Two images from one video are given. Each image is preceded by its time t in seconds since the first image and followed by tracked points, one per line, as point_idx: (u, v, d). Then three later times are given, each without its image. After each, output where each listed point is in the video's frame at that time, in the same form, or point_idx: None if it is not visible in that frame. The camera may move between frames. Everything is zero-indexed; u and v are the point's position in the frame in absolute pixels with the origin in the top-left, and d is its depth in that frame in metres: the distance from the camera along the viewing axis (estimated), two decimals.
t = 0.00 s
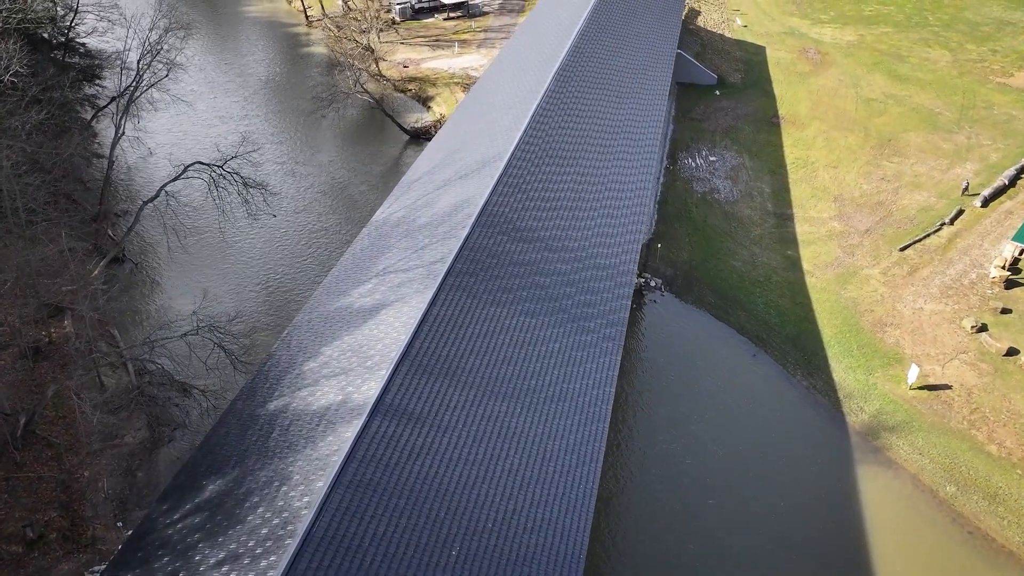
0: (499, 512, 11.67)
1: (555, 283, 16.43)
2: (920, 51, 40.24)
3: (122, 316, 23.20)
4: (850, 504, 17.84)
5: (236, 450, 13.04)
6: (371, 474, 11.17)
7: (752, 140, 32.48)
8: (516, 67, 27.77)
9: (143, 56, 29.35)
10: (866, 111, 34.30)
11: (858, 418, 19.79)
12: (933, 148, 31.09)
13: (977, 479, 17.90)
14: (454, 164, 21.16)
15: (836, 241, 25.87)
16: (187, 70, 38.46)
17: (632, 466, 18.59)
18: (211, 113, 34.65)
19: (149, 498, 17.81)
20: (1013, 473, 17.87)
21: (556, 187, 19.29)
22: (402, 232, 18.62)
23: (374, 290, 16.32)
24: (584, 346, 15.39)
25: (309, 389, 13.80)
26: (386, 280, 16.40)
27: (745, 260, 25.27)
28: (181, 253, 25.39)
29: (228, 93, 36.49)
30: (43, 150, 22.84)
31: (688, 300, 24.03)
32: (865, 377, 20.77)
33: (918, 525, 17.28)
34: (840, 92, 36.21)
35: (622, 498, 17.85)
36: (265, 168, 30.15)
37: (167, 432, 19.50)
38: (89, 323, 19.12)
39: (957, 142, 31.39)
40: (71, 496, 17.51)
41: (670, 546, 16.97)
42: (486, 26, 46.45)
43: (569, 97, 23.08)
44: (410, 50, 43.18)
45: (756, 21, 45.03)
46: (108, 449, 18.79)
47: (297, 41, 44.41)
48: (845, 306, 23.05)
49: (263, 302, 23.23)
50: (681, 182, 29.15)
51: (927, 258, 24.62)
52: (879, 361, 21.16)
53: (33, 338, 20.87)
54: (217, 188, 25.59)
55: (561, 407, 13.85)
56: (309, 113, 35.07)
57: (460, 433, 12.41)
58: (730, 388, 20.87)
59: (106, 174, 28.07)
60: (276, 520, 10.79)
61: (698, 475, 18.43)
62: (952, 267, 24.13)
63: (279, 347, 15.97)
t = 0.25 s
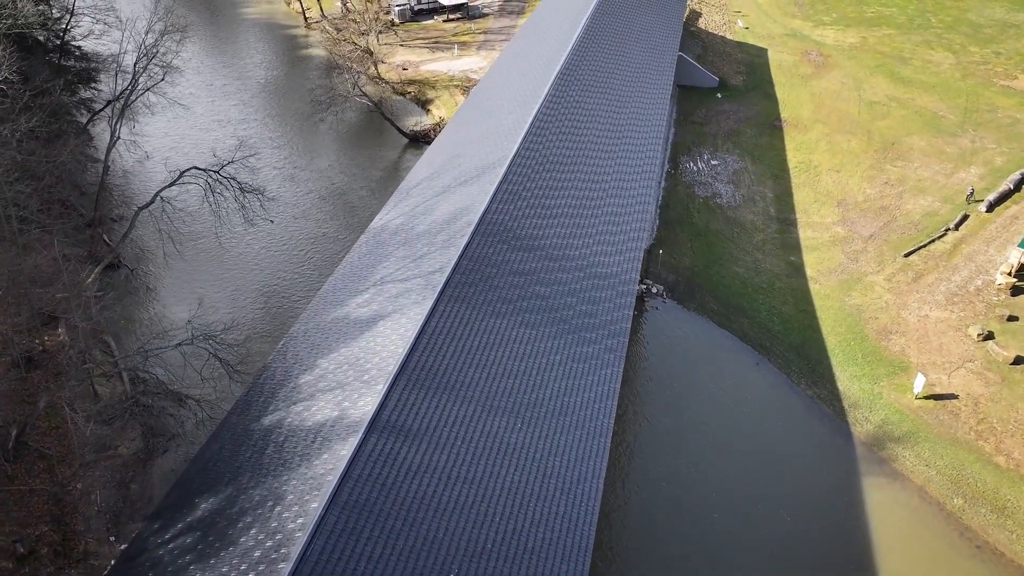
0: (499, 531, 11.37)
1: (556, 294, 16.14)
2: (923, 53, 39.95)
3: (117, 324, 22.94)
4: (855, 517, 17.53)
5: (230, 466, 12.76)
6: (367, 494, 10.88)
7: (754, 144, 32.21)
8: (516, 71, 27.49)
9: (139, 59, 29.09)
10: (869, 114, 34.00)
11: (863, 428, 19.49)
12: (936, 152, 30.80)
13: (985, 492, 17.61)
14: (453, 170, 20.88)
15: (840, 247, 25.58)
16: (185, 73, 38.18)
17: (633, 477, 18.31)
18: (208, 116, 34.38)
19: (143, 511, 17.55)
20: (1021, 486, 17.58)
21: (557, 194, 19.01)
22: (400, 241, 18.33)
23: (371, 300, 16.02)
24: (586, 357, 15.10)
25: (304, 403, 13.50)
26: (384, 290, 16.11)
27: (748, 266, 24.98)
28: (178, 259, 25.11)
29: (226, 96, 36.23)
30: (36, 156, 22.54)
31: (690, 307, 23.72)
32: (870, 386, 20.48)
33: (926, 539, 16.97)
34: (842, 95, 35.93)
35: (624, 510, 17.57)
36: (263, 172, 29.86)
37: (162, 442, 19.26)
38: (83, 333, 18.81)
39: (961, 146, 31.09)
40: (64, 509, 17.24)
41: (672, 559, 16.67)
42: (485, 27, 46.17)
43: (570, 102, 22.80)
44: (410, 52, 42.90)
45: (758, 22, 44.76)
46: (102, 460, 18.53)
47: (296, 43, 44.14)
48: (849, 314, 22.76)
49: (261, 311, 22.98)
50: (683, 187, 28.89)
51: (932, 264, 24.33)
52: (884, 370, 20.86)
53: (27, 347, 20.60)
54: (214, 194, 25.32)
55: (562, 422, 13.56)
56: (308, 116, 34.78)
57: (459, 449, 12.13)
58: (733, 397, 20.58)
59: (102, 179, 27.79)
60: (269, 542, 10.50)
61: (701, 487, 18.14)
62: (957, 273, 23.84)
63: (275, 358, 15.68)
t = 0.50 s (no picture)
0: (498, 553, 11.08)
1: (555, 304, 15.85)
2: (925, 55, 39.66)
3: (111, 332, 22.66)
4: (860, 530, 17.24)
5: (223, 483, 12.49)
6: (363, 516, 10.59)
7: (756, 147, 31.95)
8: (515, 74, 27.21)
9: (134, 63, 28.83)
10: (871, 117, 33.72)
11: (868, 438, 19.21)
12: (940, 155, 30.52)
13: (992, 504, 17.33)
14: (452, 177, 20.61)
15: (843, 253, 25.31)
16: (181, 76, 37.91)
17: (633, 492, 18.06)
18: (205, 119, 34.12)
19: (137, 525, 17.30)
20: None
21: (557, 201, 18.72)
22: (398, 249, 18.06)
23: (368, 311, 15.75)
24: (587, 370, 14.81)
25: (299, 419, 13.21)
26: (381, 301, 15.84)
27: (750, 272, 24.70)
28: (173, 267, 24.86)
29: (223, 99, 35.97)
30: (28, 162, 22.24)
31: (692, 314, 23.43)
32: (875, 395, 20.20)
33: (932, 553, 16.67)
34: (844, 97, 35.64)
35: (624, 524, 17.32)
36: (259, 177, 29.58)
37: (156, 454, 19.01)
38: (75, 343, 18.52)
39: (965, 150, 30.80)
40: (55, 523, 16.95)
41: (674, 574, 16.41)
42: (484, 29, 45.89)
43: (570, 107, 22.51)
44: (408, 54, 42.63)
45: (759, 24, 44.50)
46: (94, 472, 18.27)
47: (294, 45, 43.86)
48: (853, 321, 22.47)
49: (255, 320, 22.73)
50: (684, 191, 28.65)
51: (937, 270, 24.05)
52: (889, 378, 20.58)
53: (18, 356, 20.32)
54: (209, 200, 25.07)
55: (563, 437, 13.27)
56: (305, 120, 34.49)
57: (456, 467, 11.84)
58: (736, 407, 20.30)
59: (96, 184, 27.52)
60: (262, 566, 10.22)
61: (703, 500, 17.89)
62: (962, 280, 23.55)
63: (271, 370, 15.41)
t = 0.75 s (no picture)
0: None
1: (555, 315, 15.57)
2: (926, 57, 39.39)
3: (104, 342, 22.35)
4: (865, 543, 16.94)
5: (215, 502, 12.19)
6: (357, 538, 10.31)
7: (756, 151, 31.67)
8: (514, 78, 26.93)
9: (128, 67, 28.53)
10: (872, 120, 33.45)
11: (872, 449, 18.93)
12: (942, 159, 30.24)
13: (999, 517, 17.05)
14: (449, 184, 20.36)
15: (845, 259, 25.04)
16: (177, 80, 37.60)
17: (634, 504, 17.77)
18: (200, 123, 33.82)
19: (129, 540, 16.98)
20: None
21: (557, 208, 18.43)
22: (395, 258, 17.78)
23: (363, 322, 15.47)
24: (587, 383, 14.51)
25: (293, 435, 12.91)
26: (377, 312, 15.56)
27: (751, 278, 24.43)
28: (167, 274, 24.59)
29: (219, 102, 35.67)
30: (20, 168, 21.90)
31: (693, 321, 23.16)
32: (878, 404, 19.93)
33: (938, 566, 16.37)
34: (845, 100, 35.37)
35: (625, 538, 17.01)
36: (255, 182, 29.25)
37: (148, 466, 18.71)
38: (65, 354, 18.19)
39: (967, 153, 30.53)
40: (45, 539, 16.63)
41: None
42: (483, 31, 45.60)
43: (569, 111, 22.21)
44: (406, 56, 42.32)
45: (759, 26, 44.24)
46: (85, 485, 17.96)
47: (290, 47, 43.54)
48: (856, 328, 22.19)
49: (248, 330, 22.46)
50: (684, 196, 28.42)
51: (940, 276, 23.78)
52: (893, 387, 20.31)
53: (9, 367, 20.00)
54: (204, 206, 24.78)
55: (563, 453, 12.98)
56: (302, 123, 34.18)
57: (454, 487, 11.57)
58: (738, 417, 20.03)
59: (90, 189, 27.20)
60: None
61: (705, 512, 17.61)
62: (966, 286, 23.28)
63: (265, 383, 15.12)
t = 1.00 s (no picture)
0: None
1: (554, 327, 15.28)
2: (927, 60, 39.13)
3: (97, 351, 22.05)
4: (869, 557, 16.64)
5: (206, 522, 11.90)
6: (351, 563, 10.00)
7: (757, 155, 31.40)
8: (512, 81, 26.64)
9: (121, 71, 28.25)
10: (873, 123, 33.18)
11: (876, 460, 18.64)
12: (945, 163, 29.96)
13: (1007, 530, 16.75)
14: (446, 191, 20.10)
15: (848, 265, 24.74)
16: (172, 84, 37.30)
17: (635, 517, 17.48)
18: (196, 127, 33.54)
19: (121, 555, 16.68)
20: None
21: (556, 216, 18.14)
22: (391, 268, 17.51)
23: (358, 334, 15.18)
24: (588, 396, 14.22)
25: (286, 452, 12.61)
26: (372, 324, 15.29)
27: (753, 285, 24.15)
28: (161, 283, 24.34)
29: (215, 106, 35.40)
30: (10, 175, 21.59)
31: (694, 328, 22.89)
32: (883, 414, 19.64)
33: None
34: (846, 103, 35.10)
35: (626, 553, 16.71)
36: (251, 187, 28.96)
37: (141, 479, 18.40)
38: (55, 365, 17.87)
39: (969, 157, 30.26)
40: (34, 555, 16.31)
41: None
42: (481, 33, 45.32)
43: (568, 117, 21.91)
44: (403, 59, 42.04)
45: (759, 28, 43.98)
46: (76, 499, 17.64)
47: (287, 50, 43.24)
48: (859, 336, 21.90)
49: (242, 340, 22.18)
50: (685, 201, 28.15)
51: (944, 283, 23.49)
52: (897, 396, 20.02)
53: None
54: (198, 212, 24.50)
55: (563, 470, 12.68)
56: (299, 127, 33.88)
57: (450, 507, 11.27)
58: (739, 428, 19.77)
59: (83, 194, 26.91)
60: None
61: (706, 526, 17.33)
62: (970, 292, 22.99)
63: (258, 396, 14.82)
